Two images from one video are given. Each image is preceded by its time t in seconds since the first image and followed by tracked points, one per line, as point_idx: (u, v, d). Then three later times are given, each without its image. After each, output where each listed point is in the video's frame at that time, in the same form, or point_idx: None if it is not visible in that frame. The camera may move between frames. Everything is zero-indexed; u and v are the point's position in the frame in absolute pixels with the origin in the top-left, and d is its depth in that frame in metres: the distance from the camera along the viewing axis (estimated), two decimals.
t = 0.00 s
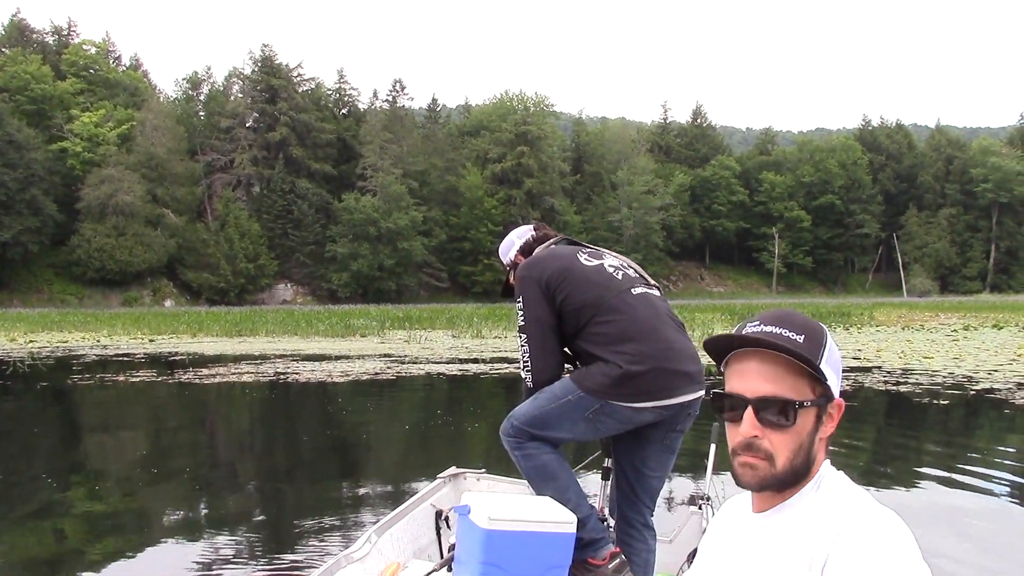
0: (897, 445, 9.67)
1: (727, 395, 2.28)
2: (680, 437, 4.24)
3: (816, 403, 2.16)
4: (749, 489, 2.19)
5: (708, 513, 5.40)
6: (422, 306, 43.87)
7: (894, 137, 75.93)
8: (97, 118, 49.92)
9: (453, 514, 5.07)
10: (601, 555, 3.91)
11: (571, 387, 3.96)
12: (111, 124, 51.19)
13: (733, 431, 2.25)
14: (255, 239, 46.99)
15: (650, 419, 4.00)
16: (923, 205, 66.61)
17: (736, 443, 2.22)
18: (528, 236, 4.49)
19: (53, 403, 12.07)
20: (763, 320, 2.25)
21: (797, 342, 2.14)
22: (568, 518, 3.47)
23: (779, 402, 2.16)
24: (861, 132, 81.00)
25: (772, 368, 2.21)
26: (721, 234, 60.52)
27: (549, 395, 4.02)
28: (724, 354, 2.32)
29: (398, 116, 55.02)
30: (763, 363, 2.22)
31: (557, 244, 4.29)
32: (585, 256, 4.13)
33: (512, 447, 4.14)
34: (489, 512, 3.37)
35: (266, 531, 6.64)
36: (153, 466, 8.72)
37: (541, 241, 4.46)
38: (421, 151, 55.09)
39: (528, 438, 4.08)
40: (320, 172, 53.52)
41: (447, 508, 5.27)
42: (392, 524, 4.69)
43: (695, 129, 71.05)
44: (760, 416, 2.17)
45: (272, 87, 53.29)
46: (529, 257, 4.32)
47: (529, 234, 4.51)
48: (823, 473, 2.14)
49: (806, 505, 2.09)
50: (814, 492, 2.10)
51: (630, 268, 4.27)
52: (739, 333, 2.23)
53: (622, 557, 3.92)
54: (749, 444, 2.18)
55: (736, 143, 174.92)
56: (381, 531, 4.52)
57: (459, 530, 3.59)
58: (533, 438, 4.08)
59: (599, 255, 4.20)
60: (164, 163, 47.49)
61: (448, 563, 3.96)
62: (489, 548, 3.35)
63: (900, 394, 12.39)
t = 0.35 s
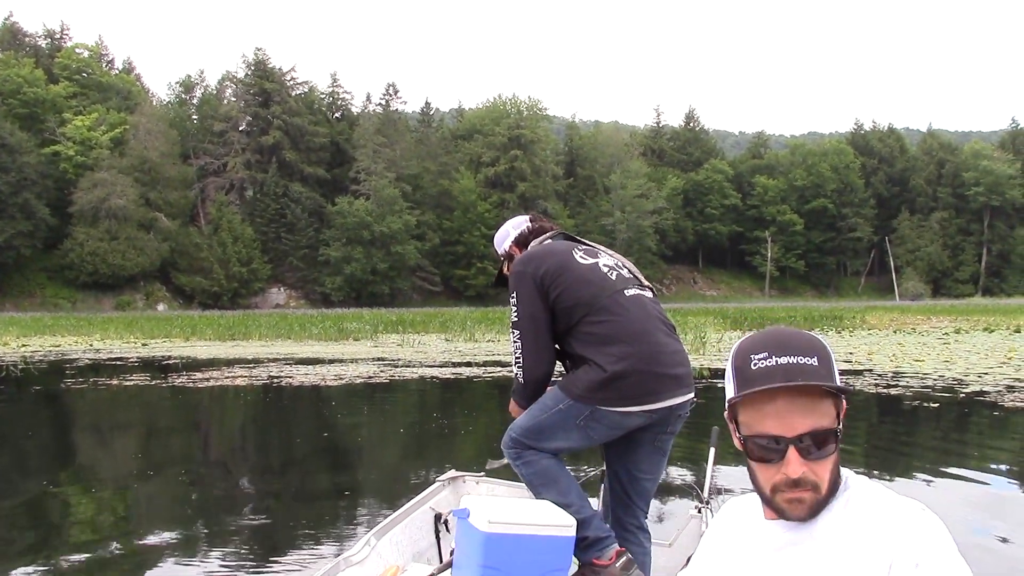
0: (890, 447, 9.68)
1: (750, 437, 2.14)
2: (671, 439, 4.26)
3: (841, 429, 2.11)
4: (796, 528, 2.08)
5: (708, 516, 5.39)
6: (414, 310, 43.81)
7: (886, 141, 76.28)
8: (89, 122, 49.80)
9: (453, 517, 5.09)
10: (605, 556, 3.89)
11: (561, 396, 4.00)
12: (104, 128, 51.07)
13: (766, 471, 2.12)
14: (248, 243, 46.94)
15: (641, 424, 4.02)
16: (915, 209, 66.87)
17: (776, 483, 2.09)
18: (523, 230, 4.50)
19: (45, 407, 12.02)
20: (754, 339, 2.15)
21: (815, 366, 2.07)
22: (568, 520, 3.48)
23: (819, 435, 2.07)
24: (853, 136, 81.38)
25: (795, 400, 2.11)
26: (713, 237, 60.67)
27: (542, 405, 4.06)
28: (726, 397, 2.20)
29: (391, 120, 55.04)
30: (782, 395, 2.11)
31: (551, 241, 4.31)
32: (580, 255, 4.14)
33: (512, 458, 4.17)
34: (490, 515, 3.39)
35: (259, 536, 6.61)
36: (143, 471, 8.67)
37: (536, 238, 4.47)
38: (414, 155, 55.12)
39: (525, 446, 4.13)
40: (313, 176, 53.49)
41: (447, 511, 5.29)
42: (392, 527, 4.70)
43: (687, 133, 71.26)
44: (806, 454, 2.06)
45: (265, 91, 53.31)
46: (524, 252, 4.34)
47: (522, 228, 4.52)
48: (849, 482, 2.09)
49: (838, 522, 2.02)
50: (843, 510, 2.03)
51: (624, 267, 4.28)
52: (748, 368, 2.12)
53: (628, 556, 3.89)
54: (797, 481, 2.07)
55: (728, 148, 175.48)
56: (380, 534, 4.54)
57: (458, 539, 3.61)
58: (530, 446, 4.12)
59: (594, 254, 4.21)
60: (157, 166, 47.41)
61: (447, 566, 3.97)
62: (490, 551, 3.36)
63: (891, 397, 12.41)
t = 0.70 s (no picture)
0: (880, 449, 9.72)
1: (785, 444, 2.16)
2: (667, 440, 4.27)
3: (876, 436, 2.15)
4: (828, 535, 2.14)
5: (702, 517, 5.40)
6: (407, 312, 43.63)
7: (878, 146, 76.57)
8: (82, 122, 49.64)
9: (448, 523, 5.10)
10: (603, 559, 3.91)
11: (557, 401, 4.01)
12: (98, 129, 50.95)
13: (800, 479, 2.15)
14: (240, 244, 46.86)
15: (639, 426, 4.02)
16: (907, 214, 67.15)
17: (810, 492, 2.14)
18: (507, 244, 4.51)
19: (36, 408, 11.97)
20: (791, 339, 2.20)
21: (856, 372, 2.10)
22: (562, 523, 3.50)
23: (859, 444, 2.10)
24: (845, 141, 81.69)
25: (833, 411, 2.12)
26: (706, 241, 60.83)
27: (538, 410, 4.07)
28: (758, 404, 2.22)
29: (385, 123, 55.08)
30: (822, 405, 2.12)
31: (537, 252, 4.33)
32: (566, 264, 4.17)
33: (509, 464, 4.18)
34: (481, 519, 3.40)
35: (249, 537, 6.60)
36: (131, 472, 8.66)
37: (521, 250, 4.48)
38: (408, 158, 55.14)
39: (523, 451, 4.14)
40: (306, 177, 53.42)
41: (441, 517, 5.29)
42: (386, 534, 4.71)
43: (680, 138, 71.45)
44: (846, 461, 2.10)
45: (259, 92, 53.29)
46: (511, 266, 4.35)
47: (506, 243, 4.53)
48: (879, 490, 2.16)
49: (874, 528, 2.09)
50: (873, 522, 2.10)
51: (610, 272, 4.30)
52: (788, 376, 2.13)
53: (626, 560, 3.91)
54: (833, 490, 2.12)
55: (721, 152, 176.13)
56: (375, 541, 4.55)
57: (452, 543, 3.62)
58: (528, 451, 4.13)
59: (581, 262, 4.23)
60: (149, 167, 47.32)
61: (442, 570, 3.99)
62: (482, 558, 3.36)
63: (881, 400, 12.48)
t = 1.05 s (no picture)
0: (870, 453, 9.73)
1: (829, 457, 2.03)
2: (662, 445, 4.27)
3: (924, 457, 2.03)
4: (860, 554, 2.05)
5: (699, 522, 5.38)
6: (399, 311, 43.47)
7: (871, 152, 76.83)
8: (75, 117, 49.45)
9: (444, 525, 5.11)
10: (598, 562, 3.92)
11: (549, 404, 4.02)
12: (90, 124, 50.75)
13: (835, 495, 2.04)
14: (232, 241, 46.71)
15: (630, 431, 4.03)
16: (898, 220, 67.41)
17: (848, 510, 2.03)
18: (511, 245, 4.52)
19: (25, 404, 11.91)
20: (844, 348, 2.09)
21: (911, 392, 2.00)
22: (561, 526, 3.51)
23: (906, 466, 1.98)
24: (838, 146, 81.94)
25: (883, 428, 2.01)
26: (698, 244, 60.94)
27: (531, 412, 4.07)
28: (804, 413, 2.10)
29: (379, 122, 54.98)
30: (871, 422, 2.01)
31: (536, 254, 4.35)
32: (562, 266, 4.18)
33: (501, 465, 4.19)
34: (480, 520, 3.40)
35: (239, 536, 6.56)
36: (121, 469, 8.60)
37: (524, 252, 4.48)
38: (401, 157, 55.08)
39: (515, 455, 4.15)
40: (299, 175, 53.31)
41: (438, 519, 5.29)
42: (382, 535, 4.71)
43: (674, 140, 71.60)
44: (891, 483, 1.98)
45: (253, 89, 53.19)
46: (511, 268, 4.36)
47: (511, 244, 4.54)
48: (917, 513, 2.08)
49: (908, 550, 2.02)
50: (910, 547, 2.02)
51: (607, 276, 4.32)
52: (840, 389, 2.03)
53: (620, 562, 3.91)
54: (874, 511, 2.01)
55: (714, 156, 176.67)
56: (372, 542, 4.55)
57: (450, 543, 3.62)
58: (519, 455, 4.14)
59: (578, 266, 4.24)
60: (142, 163, 47.16)
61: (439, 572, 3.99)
62: (480, 559, 3.37)
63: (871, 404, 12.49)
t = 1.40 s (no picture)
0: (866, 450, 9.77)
1: (851, 470, 2.06)
2: (659, 443, 4.28)
3: (947, 470, 2.05)
4: (883, 566, 2.08)
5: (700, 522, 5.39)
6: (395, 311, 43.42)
7: (865, 150, 76.97)
8: (70, 118, 49.35)
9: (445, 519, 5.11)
10: (598, 559, 3.93)
11: (546, 403, 4.03)
12: (86, 126, 50.66)
13: (858, 510, 2.07)
14: (228, 243, 46.64)
15: (626, 429, 4.04)
16: (894, 217, 67.55)
17: (871, 524, 2.06)
18: (515, 239, 4.53)
19: (23, 406, 11.91)
20: (872, 358, 2.12)
21: (938, 407, 2.02)
22: (562, 524, 3.52)
23: (929, 480, 2.01)
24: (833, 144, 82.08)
25: (909, 444, 2.03)
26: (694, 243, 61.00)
27: (528, 412, 4.10)
28: (826, 426, 2.13)
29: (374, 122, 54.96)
30: (897, 438, 2.03)
31: (539, 250, 4.35)
32: (562, 262, 4.18)
33: (501, 464, 4.20)
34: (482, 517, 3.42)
35: (238, 537, 6.57)
36: (120, 471, 8.60)
37: (529, 246, 4.49)
38: (396, 157, 55.07)
39: (514, 454, 4.16)
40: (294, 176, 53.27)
41: (438, 514, 5.30)
42: (384, 529, 4.72)
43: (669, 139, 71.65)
44: (913, 497, 2.01)
45: (248, 90, 53.15)
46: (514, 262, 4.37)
47: (514, 238, 4.54)
48: (938, 523, 2.11)
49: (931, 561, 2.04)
50: (934, 556, 2.03)
51: (607, 273, 4.32)
52: (864, 402, 2.05)
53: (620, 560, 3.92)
54: (896, 525, 2.04)
55: (710, 155, 177.06)
56: (372, 535, 4.56)
57: (451, 538, 3.63)
58: (519, 455, 4.14)
59: (577, 262, 4.25)
60: (137, 165, 47.09)
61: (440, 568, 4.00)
62: (481, 555, 3.39)
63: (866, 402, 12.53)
